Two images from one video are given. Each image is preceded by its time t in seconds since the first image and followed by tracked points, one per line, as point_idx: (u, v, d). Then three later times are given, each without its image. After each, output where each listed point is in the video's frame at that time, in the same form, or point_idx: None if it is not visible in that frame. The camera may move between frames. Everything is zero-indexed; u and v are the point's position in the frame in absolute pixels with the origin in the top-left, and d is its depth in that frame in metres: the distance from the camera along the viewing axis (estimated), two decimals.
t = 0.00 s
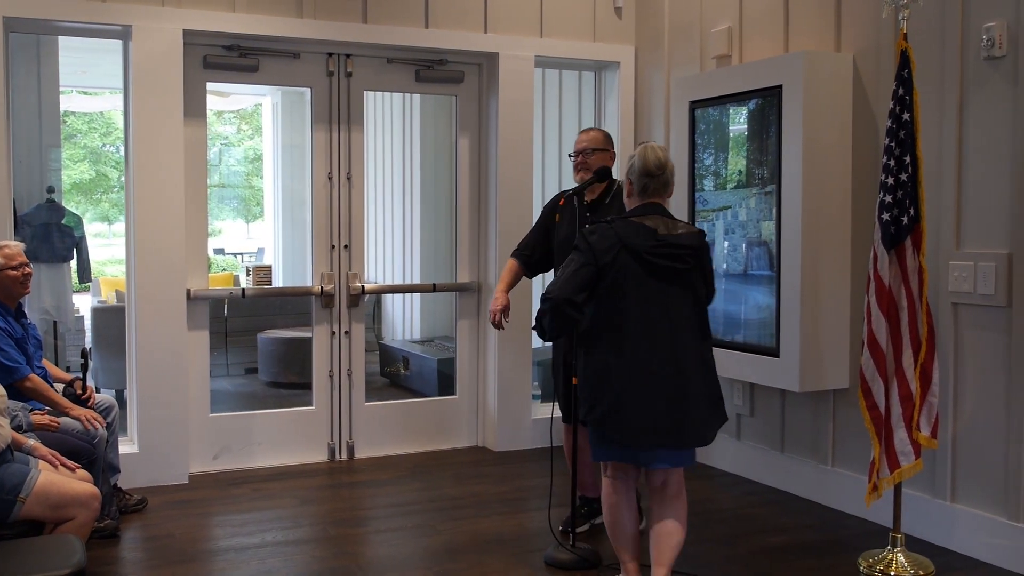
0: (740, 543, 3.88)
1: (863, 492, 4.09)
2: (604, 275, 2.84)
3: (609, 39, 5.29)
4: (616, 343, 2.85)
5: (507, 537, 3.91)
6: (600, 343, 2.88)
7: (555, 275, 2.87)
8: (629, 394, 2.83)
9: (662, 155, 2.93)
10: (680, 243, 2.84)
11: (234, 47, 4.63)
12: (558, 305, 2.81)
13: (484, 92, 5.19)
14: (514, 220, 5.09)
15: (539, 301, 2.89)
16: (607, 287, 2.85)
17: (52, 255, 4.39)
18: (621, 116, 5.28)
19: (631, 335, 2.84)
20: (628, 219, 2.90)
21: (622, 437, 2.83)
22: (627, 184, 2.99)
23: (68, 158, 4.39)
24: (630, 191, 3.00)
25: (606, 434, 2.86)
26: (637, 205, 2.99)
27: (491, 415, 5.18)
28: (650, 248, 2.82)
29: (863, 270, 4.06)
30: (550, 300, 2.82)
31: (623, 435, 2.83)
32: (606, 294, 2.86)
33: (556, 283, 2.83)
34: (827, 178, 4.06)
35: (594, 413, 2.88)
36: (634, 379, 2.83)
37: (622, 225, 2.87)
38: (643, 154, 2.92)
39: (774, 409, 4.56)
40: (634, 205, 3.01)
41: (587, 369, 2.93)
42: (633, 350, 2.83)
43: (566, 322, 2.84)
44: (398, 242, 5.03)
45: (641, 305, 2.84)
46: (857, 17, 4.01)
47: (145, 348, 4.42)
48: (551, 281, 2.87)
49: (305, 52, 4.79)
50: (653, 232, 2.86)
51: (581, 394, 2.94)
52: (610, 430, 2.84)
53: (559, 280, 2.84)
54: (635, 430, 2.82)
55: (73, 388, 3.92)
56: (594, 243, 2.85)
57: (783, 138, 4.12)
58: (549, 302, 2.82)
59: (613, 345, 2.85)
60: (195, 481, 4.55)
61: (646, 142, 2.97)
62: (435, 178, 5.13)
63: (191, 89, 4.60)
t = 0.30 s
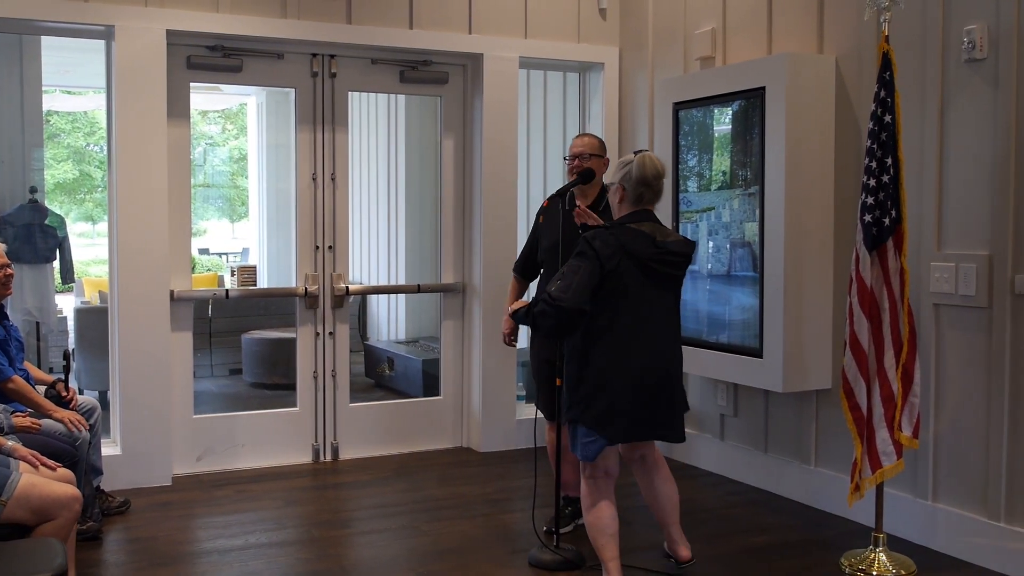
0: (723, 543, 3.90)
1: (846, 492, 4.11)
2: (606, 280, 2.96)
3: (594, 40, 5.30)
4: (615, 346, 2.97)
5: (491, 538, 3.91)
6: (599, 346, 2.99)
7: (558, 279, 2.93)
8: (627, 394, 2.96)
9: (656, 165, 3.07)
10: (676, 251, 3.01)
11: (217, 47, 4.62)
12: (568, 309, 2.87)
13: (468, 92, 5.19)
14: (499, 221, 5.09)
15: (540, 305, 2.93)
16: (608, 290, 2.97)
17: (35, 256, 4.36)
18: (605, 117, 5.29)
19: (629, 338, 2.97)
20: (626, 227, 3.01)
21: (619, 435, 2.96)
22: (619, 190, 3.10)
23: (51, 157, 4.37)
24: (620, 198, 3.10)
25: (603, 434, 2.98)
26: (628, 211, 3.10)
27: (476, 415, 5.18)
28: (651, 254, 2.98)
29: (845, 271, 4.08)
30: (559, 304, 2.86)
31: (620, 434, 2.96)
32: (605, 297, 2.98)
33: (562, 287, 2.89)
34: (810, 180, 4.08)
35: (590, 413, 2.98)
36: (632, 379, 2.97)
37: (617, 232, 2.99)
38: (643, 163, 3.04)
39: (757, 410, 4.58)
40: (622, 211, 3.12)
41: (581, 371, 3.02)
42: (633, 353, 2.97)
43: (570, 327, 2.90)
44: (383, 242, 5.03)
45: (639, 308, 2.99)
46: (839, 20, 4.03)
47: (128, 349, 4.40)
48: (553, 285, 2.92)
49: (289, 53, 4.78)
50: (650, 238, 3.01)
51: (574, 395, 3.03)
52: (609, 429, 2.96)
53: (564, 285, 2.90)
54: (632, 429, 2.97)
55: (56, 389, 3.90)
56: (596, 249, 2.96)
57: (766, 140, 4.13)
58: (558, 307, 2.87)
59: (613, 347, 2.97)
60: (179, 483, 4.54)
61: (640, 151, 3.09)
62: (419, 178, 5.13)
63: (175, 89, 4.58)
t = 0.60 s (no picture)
0: (707, 542, 3.91)
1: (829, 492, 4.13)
2: (640, 277, 3.06)
3: (578, 40, 5.31)
4: (648, 342, 3.06)
5: (475, 539, 3.91)
6: (633, 341, 3.05)
7: (602, 276, 2.99)
8: (662, 385, 3.06)
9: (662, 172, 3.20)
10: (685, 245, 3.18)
11: (200, 48, 4.60)
12: (617, 306, 2.97)
13: (453, 93, 5.19)
14: (483, 222, 5.09)
15: (585, 299, 2.98)
16: (642, 285, 3.07)
17: (17, 257, 4.33)
18: (589, 118, 5.30)
19: (659, 330, 3.09)
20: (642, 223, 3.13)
21: (655, 425, 3.05)
22: (630, 194, 3.13)
23: (34, 157, 4.35)
24: (627, 199, 3.14)
25: (638, 427, 3.04)
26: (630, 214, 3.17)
27: (461, 415, 5.19)
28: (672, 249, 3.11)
29: (828, 272, 4.10)
30: (610, 301, 2.97)
31: (655, 426, 3.06)
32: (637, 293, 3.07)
33: (610, 284, 2.98)
34: (793, 180, 4.09)
35: (626, 408, 3.04)
36: (664, 371, 3.08)
37: (639, 230, 3.09)
38: (661, 170, 3.15)
39: (741, 409, 4.60)
40: (624, 211, 3.16)
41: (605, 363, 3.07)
42: (664, 344, 3.08)
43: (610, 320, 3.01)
44: (368, 243, 5.02)
45: (666, 305, 3.12)
46: (821, 21, 4.05)
47: (112, 350, 4.39)
48: (598, 280, 2.99)
49: (272, 53, 4.77)
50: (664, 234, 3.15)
51: (593, 388, 3.07)
52: (641, 422, 3.02)
53: (613, 282, 2.98)
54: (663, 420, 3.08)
55: (39, 391, 3.89)
56: (631, 246, 3.04)
57: (749, 140, 4.15)
58: (609, 303, 2.97)
59: (648, 341, 3.05)
60: (163, 484, 4.53)
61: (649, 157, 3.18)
62: (404, 179, 5.13)
63: (158, 89, 4.57)
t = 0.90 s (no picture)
0: (691, 544, 3.92)
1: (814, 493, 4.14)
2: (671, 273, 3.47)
3: (564, 41, 5.31)
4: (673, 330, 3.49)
5: (460, 541, 3.91)
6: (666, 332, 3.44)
7: (654, 272, 3.35)
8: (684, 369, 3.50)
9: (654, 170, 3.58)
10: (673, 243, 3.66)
11: (184, 48, 4.59)
12: (671, 300, 3.37)
13: (438, 94, 5.18)
14: (470, 223, 5.09)
15: (644, 296, 3.31)
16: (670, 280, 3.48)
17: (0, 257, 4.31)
18: (575, 119, 5.31)
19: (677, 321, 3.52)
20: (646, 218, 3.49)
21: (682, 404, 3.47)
22: (635, 191, 3.46)
23: (18, 157, 4.32)
24: (631, 196, 3.47)
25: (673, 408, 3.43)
26: (630, 211, 3.50)
27: (446, 417, 5.19)
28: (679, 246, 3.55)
29: (812, 274, 4.12)
30: (666, 296, 3.34)
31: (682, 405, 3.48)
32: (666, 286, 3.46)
33: (661, 279, 3.35)
34: (778, 182, 4.10)
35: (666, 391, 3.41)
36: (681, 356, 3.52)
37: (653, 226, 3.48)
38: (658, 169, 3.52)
39: (726, 411, 4.61)
40: (628, 207, 3.48)
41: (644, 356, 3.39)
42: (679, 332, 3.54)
43: (660, 313, 3.38)
44: (354, 245, 5.01)
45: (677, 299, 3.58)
46: (805, 24, 4.07)
47: (95, 352, 4.37)
48: (653, 277, 3.34)
49: (257, 53, 4.75)
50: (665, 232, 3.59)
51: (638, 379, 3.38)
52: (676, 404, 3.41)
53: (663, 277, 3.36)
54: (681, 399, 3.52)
55: (21, 394, 3.87)
56: (661, 242, 3.44)
57: (734, 142, 4.15)
58: (665, 296, 3.35)
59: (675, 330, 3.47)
60: (147, 487, 4.51)
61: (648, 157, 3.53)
62: (390, 180, 5.12)
63: (142, 90, 4.55)
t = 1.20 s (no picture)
0: (677, 544, 3.93)
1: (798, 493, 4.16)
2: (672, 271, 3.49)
3: (548, 42, 5.32)
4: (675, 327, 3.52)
5: (446, 542, 3.91)
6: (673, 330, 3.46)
7: (665, 272, 3.35)
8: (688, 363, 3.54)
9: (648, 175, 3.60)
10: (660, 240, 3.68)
11: (167, 48, 4.56)
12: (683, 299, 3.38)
13: (423, 94, 5.17)
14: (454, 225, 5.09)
15: (661, 299, 3.30)
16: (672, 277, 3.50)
17: None
18: (559, 120, 5.32)
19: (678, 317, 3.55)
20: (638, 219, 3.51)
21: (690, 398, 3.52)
22: (627, 193, 3.49)
23: None
24: (622, 198, 3.49)
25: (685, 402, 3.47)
26: (622, 214, 3.52)
27: (432, 418, 5.18)
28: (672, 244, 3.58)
29: (797, 274, 4.13)
30: (679, 296, 3.35)
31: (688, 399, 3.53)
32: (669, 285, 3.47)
33: (673, 279, 3.35)
34: (761, 183, 4.11)
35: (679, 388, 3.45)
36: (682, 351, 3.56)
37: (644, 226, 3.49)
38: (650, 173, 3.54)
39: (711, 411, 4.63)
40: (620, 209, 3.50)
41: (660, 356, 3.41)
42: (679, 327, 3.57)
43: (673, 313, 3.38)
44: (339, 246, 5.00)
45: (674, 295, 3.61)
46: (788, 26, 4.08)
47: (78, 353, 4.35)
48: (665, 278, 3.34)
49: (241, 54, 4.73)
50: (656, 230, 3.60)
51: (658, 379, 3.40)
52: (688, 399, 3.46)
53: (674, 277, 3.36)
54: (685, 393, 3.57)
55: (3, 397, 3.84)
56: (665, 242, 3.44)
57: (718, 142, 4.16)
58: (679, 297, 3.35)
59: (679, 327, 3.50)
60: (131, 489, 4.49)
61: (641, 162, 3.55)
62: (375, 180, 5.11)
63: (124, 90, 4.52)
